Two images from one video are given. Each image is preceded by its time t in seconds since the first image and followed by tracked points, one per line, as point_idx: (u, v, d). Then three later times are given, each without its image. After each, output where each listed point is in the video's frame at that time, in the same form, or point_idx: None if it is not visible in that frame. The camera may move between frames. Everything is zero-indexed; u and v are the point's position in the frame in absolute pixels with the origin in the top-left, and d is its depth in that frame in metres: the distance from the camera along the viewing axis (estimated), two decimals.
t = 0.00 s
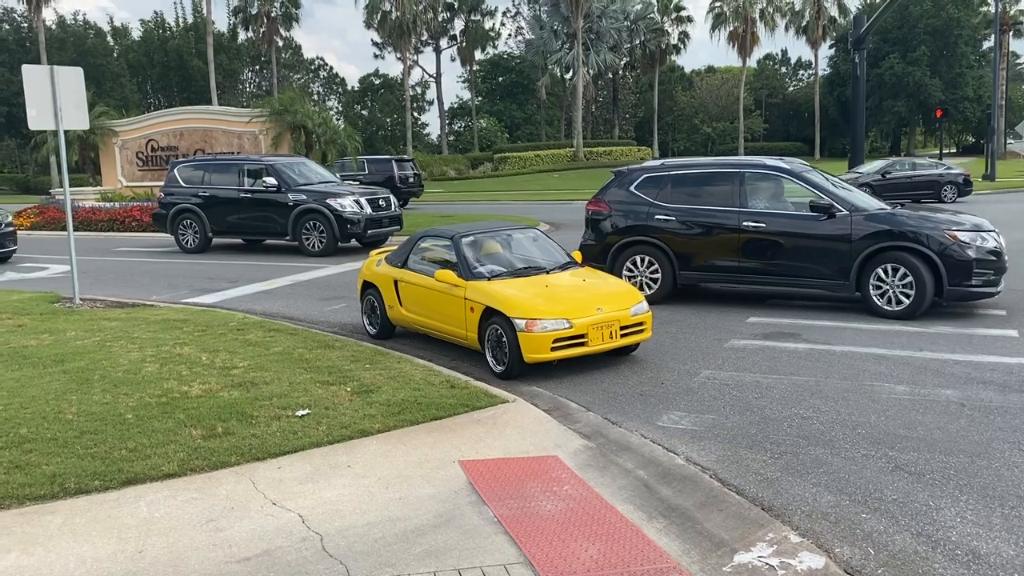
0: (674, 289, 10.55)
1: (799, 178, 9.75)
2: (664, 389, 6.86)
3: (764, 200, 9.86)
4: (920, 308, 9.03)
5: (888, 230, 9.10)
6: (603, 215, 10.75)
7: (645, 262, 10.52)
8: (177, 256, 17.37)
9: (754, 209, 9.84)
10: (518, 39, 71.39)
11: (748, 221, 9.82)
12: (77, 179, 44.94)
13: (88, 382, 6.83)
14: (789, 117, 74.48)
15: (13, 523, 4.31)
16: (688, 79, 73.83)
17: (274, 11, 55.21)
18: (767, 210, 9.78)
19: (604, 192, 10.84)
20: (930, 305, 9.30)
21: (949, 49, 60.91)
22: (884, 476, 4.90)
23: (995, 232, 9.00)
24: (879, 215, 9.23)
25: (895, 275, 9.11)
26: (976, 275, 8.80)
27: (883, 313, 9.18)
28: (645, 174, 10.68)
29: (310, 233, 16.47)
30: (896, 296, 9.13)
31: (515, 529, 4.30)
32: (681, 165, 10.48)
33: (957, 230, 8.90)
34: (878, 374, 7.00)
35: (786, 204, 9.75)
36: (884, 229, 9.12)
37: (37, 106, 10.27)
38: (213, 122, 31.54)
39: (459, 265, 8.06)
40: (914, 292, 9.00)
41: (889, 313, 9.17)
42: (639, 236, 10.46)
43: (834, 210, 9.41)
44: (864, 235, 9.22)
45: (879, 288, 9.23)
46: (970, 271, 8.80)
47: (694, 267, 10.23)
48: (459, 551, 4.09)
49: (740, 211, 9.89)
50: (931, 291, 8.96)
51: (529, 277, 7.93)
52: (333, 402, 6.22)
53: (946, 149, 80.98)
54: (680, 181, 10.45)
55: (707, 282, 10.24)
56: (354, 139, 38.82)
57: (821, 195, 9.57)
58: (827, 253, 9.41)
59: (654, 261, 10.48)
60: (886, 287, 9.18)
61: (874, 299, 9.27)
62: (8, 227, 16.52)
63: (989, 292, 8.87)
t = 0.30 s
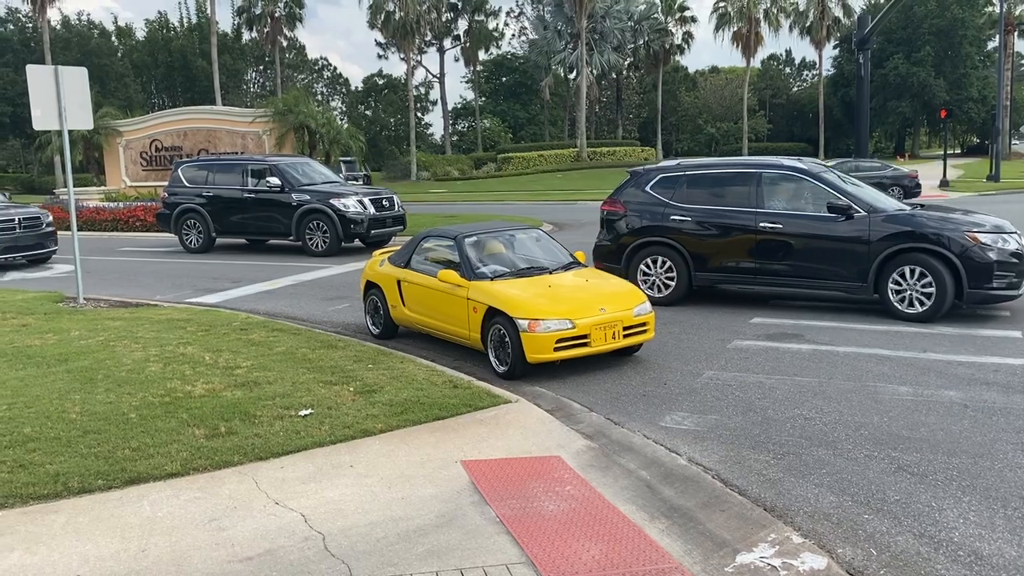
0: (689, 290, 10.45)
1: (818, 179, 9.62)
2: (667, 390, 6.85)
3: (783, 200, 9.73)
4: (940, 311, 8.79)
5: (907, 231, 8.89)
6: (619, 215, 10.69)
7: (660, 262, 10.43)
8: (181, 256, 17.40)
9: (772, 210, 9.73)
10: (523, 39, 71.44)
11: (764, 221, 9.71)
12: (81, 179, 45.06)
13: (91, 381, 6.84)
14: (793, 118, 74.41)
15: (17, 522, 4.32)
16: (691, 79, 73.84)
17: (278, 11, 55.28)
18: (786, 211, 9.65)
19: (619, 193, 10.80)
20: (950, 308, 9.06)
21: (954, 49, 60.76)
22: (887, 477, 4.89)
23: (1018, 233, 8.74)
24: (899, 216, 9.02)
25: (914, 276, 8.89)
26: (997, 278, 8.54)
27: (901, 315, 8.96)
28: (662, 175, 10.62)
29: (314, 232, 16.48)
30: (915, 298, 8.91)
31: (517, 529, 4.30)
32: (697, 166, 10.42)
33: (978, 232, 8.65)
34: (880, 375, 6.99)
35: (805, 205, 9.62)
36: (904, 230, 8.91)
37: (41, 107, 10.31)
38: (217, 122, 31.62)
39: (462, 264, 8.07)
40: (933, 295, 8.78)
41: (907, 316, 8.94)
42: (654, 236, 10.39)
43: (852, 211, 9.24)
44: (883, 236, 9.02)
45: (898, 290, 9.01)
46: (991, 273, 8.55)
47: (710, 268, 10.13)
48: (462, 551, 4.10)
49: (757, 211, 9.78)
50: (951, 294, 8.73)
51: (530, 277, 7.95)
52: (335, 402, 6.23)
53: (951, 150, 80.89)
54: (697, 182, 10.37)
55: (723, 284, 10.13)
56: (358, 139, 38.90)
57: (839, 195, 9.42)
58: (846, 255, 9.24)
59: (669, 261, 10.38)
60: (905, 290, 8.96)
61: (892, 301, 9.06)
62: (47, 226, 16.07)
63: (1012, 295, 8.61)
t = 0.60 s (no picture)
0: (700, 290, 10.38)
1: (831, 179, 9.53)
2: (667, 390, 6.85)
3: (795, 201, 9.66)
4: (954, 314, 8.69)
5: (920, 232, 8.78)
6: (629, 215, 10.67)
7: (670, 262, 10.38)
8: (182, 255, 17.40)
9: (783, 211, 9.66)
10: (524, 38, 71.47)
11: (776, 222, 9.64)
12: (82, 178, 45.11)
13: (91, 380, 6.84)
14: (794, 118, 74.41)
15: (16, 521, 4.32)
16: (693, 79, 73.87)
17: (280, 11, 55.26)
18: (797, 211, 9.57)
19: (630, 193, 10.77)
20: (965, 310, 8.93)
21: (955, 50, 60.78)
22: (885, 478, 4.89)
23: None
24: (913, 217, 8.91)
25: (928, 278, 8.80)
26: (1012, 280, 8.41)
27: (915, 318, 8.87)
28: (673, 175, 10.58)
29: (315, 232, 16.49)
30: (929, 301, 8.81)
31: (516, 529, 4.31)
32: (708, 166, 10.37)
33: (993, 233, 8.53)
34: (881, 376, 6.99)
35: (817, 206, 9.53)
36: (917, 232, 8.81)
37: (42, 105, 10.31)
38: (219, 122, 31.65)
39: (462, 264, 8.08)
40: (948, 297, 8.67)
41: (921, 318, 8.85)
42: (664, 236, 10.34)
43: (865, 212, 9.15)
44: (896, 237, 8.93)
45: (912, 292, 8.92)
46: (1006, 276, 8.41)
47: (720, 269, 10.05)
48: (461, 551, 4.10)
49: (768, 212, 9.72)
50: (965, 297, 8.62)
51: (531, 277, 7.94)
52: (335, 401, 6.23)
53: (952, 150, 80.89)
54: (708, 182, 10.32)
55: (734, 285, 10.06)
56: (359, 139, 38.95)
57: (852, 197, 9.33)
58: (858, 256, 9.15)
59: (679, 261, 10.32)
60: (919, 291, 8.87)
61: (906, 303, 8.96)
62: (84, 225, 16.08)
63: None
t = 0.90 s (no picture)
0: (705, 292, 10.27)
1: (836, 180, 9.48)
2: (661, 390, 6.84)
3: (800, 202, 9.62)
4: (960, 315, 8.62)
5: (927, 233, 8.72)
6: (633, 216, 10.59)
7: (674, 263, 10.27)
8: (178, 255, 17.38)
9: (789, 212, 9.60)
10: (522, 39, 71.51)
11: (781, 223, 9.58)
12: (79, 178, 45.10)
13: (85, 380, 6.83)
14: (791, 119, 74.49)
15: (8, 521, 4.31)
16: (690, 80, 73.97)
17: (277, 11, 55.23)
18: (802, 212, 9.52)
19: (634, 194, 10.69)
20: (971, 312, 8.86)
21: (952, 52, 60.97)
22: (878, 478, 4.90)
23: None
24: (918, 218, 8.85)
25: (935, 280, 8.72)
26: (1019, 282, 8.34)
27: (922, 319, 8.79)
28: (677, 175, 10.53)
29: (311, 232, 16.49)
30: (936, 302, 8.73)
31: (509, 529, 4.31)
32: (714, 166, 10.31)
33: (1000, 235, 8.47)
34: (875, 376, 6.99)
35: (823, 207, 9.48)
36: (923, 233, 8.74)
37: (38, 105, 10.30)
38: (216, 122, 31.62)
39: (457, 264, 8.07)
40: (954, 298, 8.60)
41: (927, 320, 8.78)
42: (669, 237, 10.24)
43: (871, 213, 9.09)
44: (902, 238, 8.85)
45: (918, 295, 8.85)
46: (1013, 277, 8.34)
47: (724, 269, 9.96)
48: (453, 551, 4.10)
49: (773, 213, 9.66)
50: (972, 299, 8.54)
51: (527, 278, 7.94)
52: (329, 401, 6.22)
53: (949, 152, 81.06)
54: (712, 183, 10.27)
55: (740, 286, 9.96)
56: (357, 139, 38.91)
57: (858, 197, 9.26)
58: (862, 256, 9.09)
59: (683, 262, 10.21)
60: (925, 293, 8.79)
61: (913, 305, 8.88)
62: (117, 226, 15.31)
63: None
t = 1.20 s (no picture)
0: (706, 293, 10.19)
1: (838, 181, 9.40)
2: (652, 390, 6.84)
3: (801, 202, 9.53)
4: (963, 317, 8.55)
5: (928, 234, 8.64)
6: (634, 216, 10.51)
7: (675, 264, 10.20)
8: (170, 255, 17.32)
9: (790, 212, 9.52)
10: (516, 40, 71.53)
11: (782, 224, 9.51)
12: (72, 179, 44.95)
13: (74, 381, 6.80)
14: (785, 120, 74.64)
15: None
16: (684, 81, 74.11)
17: (271, 11, 55.12)
18: (804, 213, 9.44)
19: (635, 194, 10.61)
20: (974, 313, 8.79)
21: (945, 53, 61.18)
22: (868, 478, 4.90)
23: None
24: (920, 219, 8.77)
25: (936, 281, 8.66)
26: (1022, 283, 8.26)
27: (923, 321, 8.74)
28: (677, 176, 10.46)
29: (303, 233, 16.45)
30: (937, 304, 8.68)
31: (498, 530, 4.29)
32: (714, 167, 10.24)
33: (1003, 236, 8.38)
34: (865, 377, 7.00)
35: (825, 207, 9.40)
36: (925, 234, 8.67)
37: (27, 105, 10.24)
38: (208, 122, 31.53)
39: (449, 265, 8.07)
40: (956, 300, 8.54)
41: (928, 322, 8.73)
42: (669, 238, 10.17)
43: (873, 214, 9.01)
44: (904, 239, 8.78)
45: (919, 295, 8.79)
46: (1016, 279, 8.26)
47: (725, 270, 9.88)
48: (441, 552, 4.08)
49: (775, 214, 9.58)
50: (975, 300, 8.47)
51: (518, 279, 7.92)
52: (319, 402, 6.20)
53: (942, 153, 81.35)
54: (713, 183, 10.19)
55: (740, 287, 9.89)
56: (350, 140, 38.87)
57: (860, 198, 9.18)
58: (864, 257, 9.02)
59: (684, 263, 10.14)
60: (927, 295, 8.74)
61: (914, 306, 8.82)
62: (139, 227, 15.04)
63: None
